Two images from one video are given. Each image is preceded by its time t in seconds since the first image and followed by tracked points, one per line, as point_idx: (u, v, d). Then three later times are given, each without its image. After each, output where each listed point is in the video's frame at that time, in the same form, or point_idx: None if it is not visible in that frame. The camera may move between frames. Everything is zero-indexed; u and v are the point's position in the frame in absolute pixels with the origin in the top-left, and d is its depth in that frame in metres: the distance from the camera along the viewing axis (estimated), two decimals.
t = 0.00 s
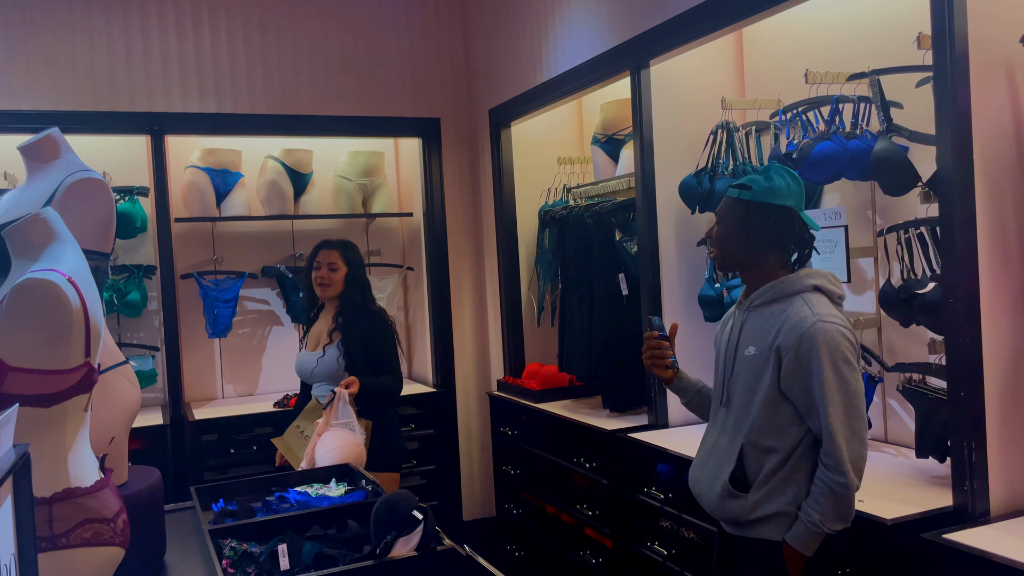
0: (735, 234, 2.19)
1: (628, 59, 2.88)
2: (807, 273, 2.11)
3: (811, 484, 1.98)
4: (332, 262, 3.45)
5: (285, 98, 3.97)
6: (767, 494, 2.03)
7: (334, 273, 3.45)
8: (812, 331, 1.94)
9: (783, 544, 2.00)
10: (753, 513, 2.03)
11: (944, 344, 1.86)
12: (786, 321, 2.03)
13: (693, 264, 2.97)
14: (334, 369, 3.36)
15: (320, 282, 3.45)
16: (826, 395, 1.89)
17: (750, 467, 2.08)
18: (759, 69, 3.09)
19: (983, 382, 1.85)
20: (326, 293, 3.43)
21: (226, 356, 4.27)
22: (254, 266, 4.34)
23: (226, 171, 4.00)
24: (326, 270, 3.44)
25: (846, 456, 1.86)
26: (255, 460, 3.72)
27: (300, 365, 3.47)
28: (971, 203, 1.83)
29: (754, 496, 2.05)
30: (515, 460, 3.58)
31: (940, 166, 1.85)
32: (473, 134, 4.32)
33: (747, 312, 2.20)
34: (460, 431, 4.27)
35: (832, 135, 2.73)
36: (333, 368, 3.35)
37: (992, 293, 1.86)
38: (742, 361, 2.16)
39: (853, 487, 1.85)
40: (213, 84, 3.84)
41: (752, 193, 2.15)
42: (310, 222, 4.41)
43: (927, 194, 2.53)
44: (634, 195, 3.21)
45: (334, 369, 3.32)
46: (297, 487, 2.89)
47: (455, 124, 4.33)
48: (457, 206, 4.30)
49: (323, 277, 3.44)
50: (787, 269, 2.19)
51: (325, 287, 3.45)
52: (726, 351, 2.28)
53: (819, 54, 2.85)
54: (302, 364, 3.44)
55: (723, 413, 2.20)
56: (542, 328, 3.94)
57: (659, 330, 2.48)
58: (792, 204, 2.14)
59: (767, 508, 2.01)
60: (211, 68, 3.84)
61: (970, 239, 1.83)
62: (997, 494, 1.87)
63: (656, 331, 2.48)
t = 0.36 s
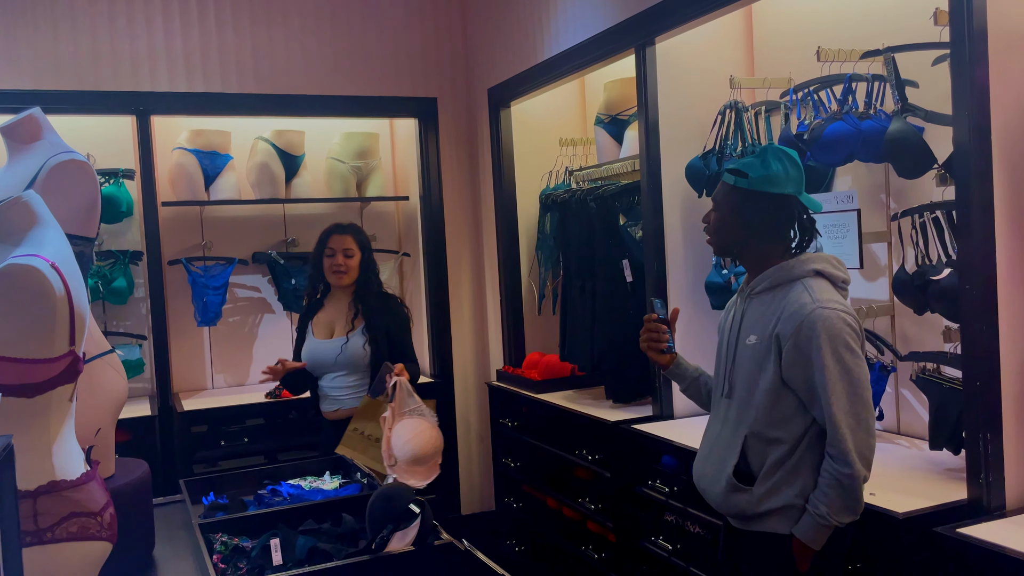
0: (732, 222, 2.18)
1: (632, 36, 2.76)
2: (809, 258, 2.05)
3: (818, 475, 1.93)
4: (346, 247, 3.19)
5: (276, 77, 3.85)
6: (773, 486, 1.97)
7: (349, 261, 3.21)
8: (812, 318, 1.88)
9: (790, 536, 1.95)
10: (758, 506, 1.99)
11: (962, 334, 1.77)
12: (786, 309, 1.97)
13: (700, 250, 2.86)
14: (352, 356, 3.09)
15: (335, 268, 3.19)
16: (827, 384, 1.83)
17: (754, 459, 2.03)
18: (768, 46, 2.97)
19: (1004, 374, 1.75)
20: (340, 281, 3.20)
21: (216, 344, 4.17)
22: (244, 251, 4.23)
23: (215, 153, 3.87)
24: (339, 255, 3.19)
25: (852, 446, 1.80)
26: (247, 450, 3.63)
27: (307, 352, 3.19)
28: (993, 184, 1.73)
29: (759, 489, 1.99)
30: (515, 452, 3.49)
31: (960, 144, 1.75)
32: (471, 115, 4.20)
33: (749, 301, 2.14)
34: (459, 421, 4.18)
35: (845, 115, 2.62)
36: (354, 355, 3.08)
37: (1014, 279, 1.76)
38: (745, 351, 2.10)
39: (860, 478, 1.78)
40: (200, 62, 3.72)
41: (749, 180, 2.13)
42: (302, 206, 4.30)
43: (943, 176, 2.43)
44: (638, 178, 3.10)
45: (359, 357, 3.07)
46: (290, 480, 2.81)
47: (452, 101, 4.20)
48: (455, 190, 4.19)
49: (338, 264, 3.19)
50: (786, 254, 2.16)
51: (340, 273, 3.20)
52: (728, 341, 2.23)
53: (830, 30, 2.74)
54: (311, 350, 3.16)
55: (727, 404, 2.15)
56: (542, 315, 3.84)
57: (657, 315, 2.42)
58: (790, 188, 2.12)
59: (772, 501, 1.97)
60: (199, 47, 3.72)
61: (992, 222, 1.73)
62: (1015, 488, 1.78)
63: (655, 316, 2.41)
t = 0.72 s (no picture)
0: (757, 201, 1.77)
1: None
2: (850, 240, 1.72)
3: (860, 489, 1.62)
4: (353, 233, 2.82)
5: (238, 37, 3.36)
6: (806, 501, 1.66)
7: (356, 249, 2.82)
8: (858, 309, 1.55)
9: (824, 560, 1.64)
10: (787, 525, 1.67)
11: None
12: (827, 298, 1.63)
13: (722, 233, 2.53)
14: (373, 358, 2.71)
15: (340, 256, 2.79)
16: (878, 390, 1.51)
17: (784, 472, 1.70)
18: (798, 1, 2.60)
19: None
20: (347, 272, 2.80)
21: (169, 341, 3.65)
22: (201, 237, 3.70)
23: (167, 123, 3.40)
24: (345, 240, 2.79)
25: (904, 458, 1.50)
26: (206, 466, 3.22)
27: (312, 356, 2.74)
28: None
29: (789, 503, 1.67)
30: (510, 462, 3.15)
31: None
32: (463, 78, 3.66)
33: (779, 290, 1.79)
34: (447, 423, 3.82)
35: (888, 79, 2.27)
36: (378, 355, 2.71)
37: None
38: (774, 347, 1.76)
39: (913, 493, 1.49)
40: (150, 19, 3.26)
41: (779, 149, 1.74)
42: (267, 182, 3.77)
43: (999, 151, 2.09)
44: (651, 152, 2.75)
45: (385, 357, 2.71)
46: (255, 497, 2.46)
47: (437, 65, 3.65)
48: (444, 173, 3.66)
49: (344, 251, 2.79)
50: (827, 239, 1.76)
51: (346, 263, 2.80)
52: (753, 334, 1.88)
53: None
54: (320, 353, 2.72)
55: (751, 408, 1.81)
56: (543, 308, 3.49)
57: (672, 307, 1.97)
58: (830, 160, 1.73)
59: (803, 521, 1.65)
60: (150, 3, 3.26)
61: None
62: None
63: (671, 307, 1.97)
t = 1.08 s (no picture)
0: (763, 187, 1.60)
1: None
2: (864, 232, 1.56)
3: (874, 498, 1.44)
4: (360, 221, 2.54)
5: (214, 17, 3.19)
6: (816, 508, 1.49)
7: (364, 240, 2.54)
8: (872, 305, 1.38)
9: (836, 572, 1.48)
10: (797, 535, 1.51)
11: None
12: (839, 294, 1.46)
13: (730, 223, 2.38)
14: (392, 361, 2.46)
15: (347, 248, 2.51)
16: (893, 394, 1.35)
17: (793, 477, 1.54)
18: None
19: None
20: (355, 265, 2.52)
21: (141, 340, 3.42)
22: (174, 228, 3.47)
23: (137, 106, 3.20)
24: (353, 230, 2.52)
25: (922, 464, 1.34)
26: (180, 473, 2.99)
27: (322, 361, 2.42)
28: None
29: (799, 510, 1.51)
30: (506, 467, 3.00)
31: None
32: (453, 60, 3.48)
33: (790, 284, 1.60)
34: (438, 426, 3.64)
35: (907, 58, 2.11)
36: (399, 358, 2.46)
37: None
38: (783, 347, 1.58)
39: (931, 502, 1.33)
40: None
41: (789, 133, 1.57)
42: (242, 169, 3.53)
43: None
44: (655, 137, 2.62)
45: (407, 359, 2.46)
46: (233, 506, 2.30)
47: (426, 46, 3.48)
48: (433, 160, 3.50)
49: (352, 242, 2.51)
50: (837, 231, 1.57)
51: (350, 255, 2.52)
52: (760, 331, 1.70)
53: None
54: (333, 357, 2.41)
55: (759, 411, 1.63)
56: (541, 304, 3.33)
57: (677, 308, 1.75)
58: (841, 143, 1.56)
59: (813, 530, 1.49)
60: None
61: None
62: None
63: (676, 308, 1.76)
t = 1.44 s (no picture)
0: (770, 176, 1.40)
1: None
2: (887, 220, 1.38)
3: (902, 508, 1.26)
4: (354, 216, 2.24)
5: None
6: (838, 521, 1.30)
7: (357, 238, 2.23)
8: (902, 297, 1.20)
9: None
10: (816, 550, 1.32)
11: None
12: (864, 287, 1.28)
13: (741, 214, 2.22)
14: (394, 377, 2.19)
15: (338, 248, 2.19)
16: (925, 396, 1.17)
17: (813, 488, 1.34)
18: None
19: None
20: (347, 267, 2.21)
21: (102, 344, 3.20)
22: (138, 222, 3.25)
23: (97, 89, 3.01)
24: (344, 227, 2.21)
25: (955, 471, 1.17)
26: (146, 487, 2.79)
27: (314, 376, 2.10)
28: None
29: (819, 524, 1.32)
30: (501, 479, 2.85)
31: None
32: (441, 42, 3.30)
33: (806, 278, 1.41)
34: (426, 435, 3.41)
35: (933, 36, 1.91)
36: (402, 373, 2.18)
37: None
38: (799, 347, 1.39)
39: (965, 511, 1.16)
40: None
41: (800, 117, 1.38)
42: (212, 157, 3.31)
43: None
44: (659, 120, 2.45)
45: (411, 373, 2.19)
46: (204, 523, 2.12)
47: (412, 26, 3.29)
48: (420, 148, 3.30)
49: (343, 241, 2.20)
50: (856, 219, 1.37)
51: (340, 255, 2.20)
52: (772, 330, 1.50)
53: None
54: (328, 372, 2.09)
55: (773, 417, 1.43)
56: (536, 303, 3.15)
57: (684, 311, 1.56)
58: (858, 126, 1.35)
59: (834, 544, 1.30)
60: None
61: None
62: None
63: (683, 312, 1.57)
